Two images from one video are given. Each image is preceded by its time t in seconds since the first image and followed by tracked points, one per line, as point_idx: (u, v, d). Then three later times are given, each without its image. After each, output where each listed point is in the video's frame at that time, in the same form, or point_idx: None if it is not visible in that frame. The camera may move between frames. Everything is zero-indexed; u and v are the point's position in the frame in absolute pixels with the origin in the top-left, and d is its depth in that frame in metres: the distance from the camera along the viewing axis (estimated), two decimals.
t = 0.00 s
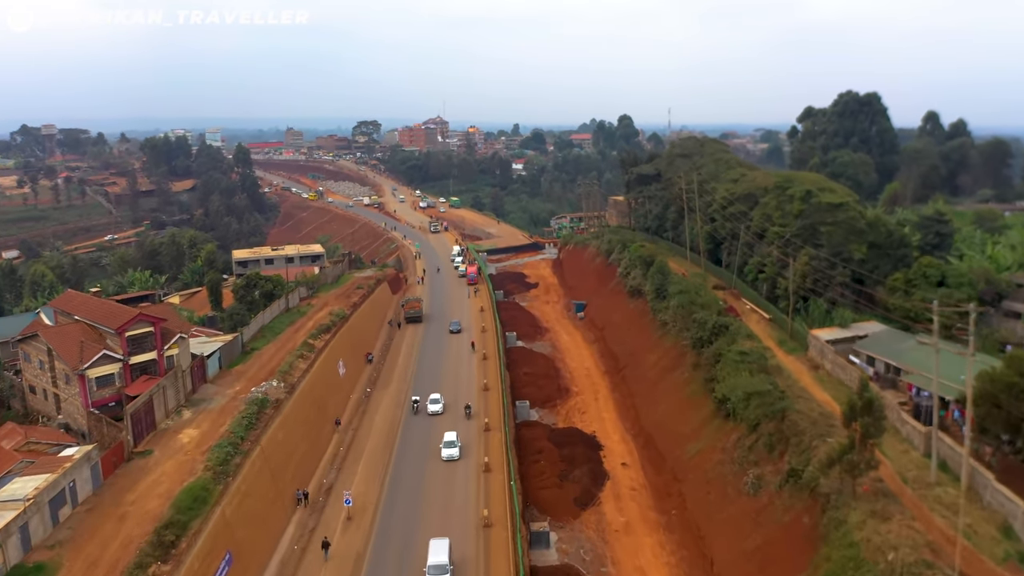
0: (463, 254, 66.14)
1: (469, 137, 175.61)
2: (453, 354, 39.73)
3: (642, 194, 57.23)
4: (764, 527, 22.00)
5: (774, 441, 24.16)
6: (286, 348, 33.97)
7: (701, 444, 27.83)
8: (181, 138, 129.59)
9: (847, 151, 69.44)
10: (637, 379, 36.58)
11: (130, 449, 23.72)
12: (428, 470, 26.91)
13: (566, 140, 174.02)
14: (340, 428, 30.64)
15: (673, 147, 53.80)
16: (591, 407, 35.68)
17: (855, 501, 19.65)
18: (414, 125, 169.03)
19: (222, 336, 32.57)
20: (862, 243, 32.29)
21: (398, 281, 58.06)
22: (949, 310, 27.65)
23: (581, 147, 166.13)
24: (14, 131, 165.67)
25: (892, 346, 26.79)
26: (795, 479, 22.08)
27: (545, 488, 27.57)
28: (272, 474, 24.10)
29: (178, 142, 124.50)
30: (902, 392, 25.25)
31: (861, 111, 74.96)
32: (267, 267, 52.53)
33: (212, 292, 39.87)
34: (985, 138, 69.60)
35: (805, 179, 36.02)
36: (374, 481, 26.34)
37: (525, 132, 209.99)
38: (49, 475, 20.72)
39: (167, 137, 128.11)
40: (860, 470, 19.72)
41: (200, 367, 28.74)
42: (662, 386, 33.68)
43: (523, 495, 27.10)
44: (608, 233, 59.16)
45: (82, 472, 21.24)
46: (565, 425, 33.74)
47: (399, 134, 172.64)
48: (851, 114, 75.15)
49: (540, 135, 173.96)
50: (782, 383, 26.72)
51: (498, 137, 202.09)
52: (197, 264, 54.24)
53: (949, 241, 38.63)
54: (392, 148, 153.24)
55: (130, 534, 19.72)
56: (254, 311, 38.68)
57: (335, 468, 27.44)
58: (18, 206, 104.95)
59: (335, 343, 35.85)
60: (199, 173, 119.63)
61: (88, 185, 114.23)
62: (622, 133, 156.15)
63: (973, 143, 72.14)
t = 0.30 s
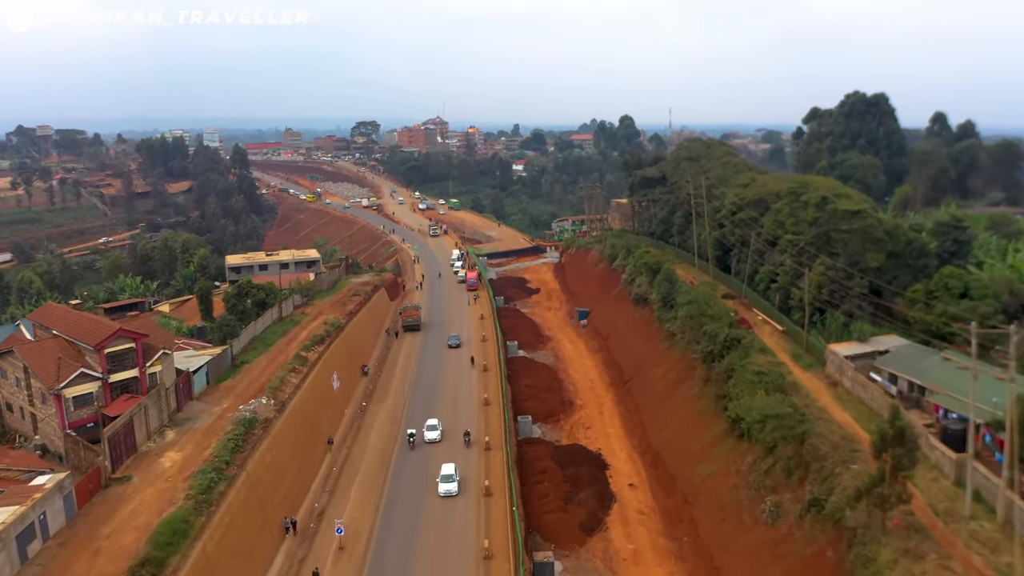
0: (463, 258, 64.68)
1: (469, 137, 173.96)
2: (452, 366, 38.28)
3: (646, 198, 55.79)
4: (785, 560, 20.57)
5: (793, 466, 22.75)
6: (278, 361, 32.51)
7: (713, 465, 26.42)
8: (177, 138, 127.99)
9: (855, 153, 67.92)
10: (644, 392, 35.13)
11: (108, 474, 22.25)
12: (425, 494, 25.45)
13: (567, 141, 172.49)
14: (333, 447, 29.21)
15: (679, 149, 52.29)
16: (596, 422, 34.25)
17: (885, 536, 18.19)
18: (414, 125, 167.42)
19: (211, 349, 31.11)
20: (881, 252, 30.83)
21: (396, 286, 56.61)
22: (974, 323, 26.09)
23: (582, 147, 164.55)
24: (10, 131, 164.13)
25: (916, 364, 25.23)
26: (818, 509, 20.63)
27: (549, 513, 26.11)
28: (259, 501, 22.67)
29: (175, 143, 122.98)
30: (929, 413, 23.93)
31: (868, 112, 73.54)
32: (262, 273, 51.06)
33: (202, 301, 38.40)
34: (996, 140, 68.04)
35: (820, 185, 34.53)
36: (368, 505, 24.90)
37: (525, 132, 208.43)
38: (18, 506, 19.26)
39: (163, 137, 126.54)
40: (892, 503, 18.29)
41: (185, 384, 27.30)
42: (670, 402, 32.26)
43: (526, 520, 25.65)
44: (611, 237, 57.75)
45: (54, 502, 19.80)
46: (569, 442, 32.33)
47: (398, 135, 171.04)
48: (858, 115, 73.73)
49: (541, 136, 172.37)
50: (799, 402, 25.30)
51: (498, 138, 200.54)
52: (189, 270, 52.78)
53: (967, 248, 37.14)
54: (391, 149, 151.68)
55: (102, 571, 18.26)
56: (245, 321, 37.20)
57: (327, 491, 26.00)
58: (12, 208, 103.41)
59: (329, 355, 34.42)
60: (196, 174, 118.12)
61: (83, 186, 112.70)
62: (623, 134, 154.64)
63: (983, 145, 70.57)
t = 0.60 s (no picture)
0: (462, 263, 63.22)
1: (469, 138, 172.52)
2: (451, 379, 36.77)
3: (651, 202, 54.29)
4: None
5: (814, 493, 21.33)
6: (268, 375, 31.05)
7: (727, 489, 24.99)
8: (174, 139, 126.34)
9: (863, 156, 66.48)
10: (651, 407, 33.68)
11: (83, 504, 20.84)
12: (422, 521, 24.00)
13: (568, 141, 170.86)
14: (326, 468, 27.77)
15: (685, 151, 50.79)
16: (601, 438, 32.79)
17: None
18: (413, 126, 165.88)
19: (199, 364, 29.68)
20: (901, 261, 29.32)
21: (394, 292, 55.14)
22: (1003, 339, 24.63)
23: (583, 148, 163.02)
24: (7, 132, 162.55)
25: (942, 383, 23.71)
26: (844, 543, 19.19)
27: (553, 539, 24.64)
28: (244, 532, 21.23)
29: (171, 144, 121.48)
30: (958, 435, 22.46)
31: (877, 113, 72.35)
32: (255, 279, 49.53)
33: (191, 311, 36.93)
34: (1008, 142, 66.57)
35: (837, 190, 33.01)
36: (361, 533, 23.45)
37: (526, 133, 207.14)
38: None
39: (160, 138, 124.94)
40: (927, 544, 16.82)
41: (168, 402, 25.87)
42: (680, 419, 30.83)
43: (529, 548, 24.18)
44: (615, 241, 56.28)
45: (22, 538, 18.24)
46: (573, 460, 30.88)
47: (398, 135, 169.55)
48: (867, 117, 72.58)
49: (541, 137, 170.87)
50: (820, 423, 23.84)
51: (499, 138, 199.06)
52: (181, 276, 51.29)
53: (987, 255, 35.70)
54: (390, 149, 150.19)
55: None
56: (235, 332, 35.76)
57: (318, 517, 24.55)
58: (6, 210, 101.85)
59: (323, 369, 32.95)
60: (192, 175, 116.63)
61: (78, 188, 111.16)
62: (625, 134, 153.17)
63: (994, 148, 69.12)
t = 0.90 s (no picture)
0: (462, 268, 61.74)
1: (468, 138, 170.93)
2: (451, 392, 35.31)
3: (656, 206, 52.80)
4: None
5: (839, 526, 19.89)
6: (259, 392, 29.58)
7: (743, 516, 23.52)
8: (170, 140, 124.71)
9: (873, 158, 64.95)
10: (659, 423, 32.25)
11: (55, 538, 19.39)
12: (418, 552, 22.52)
13: (569, 142, 169.27)
14: (318, 492, 26.32)
15: (692, 154, 49.32)
16: (607, 456, 31.33)
17: None
18: (413, 126, 164.29)
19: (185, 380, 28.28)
20: (924, 273, 27.90)
21: (392, 297, 53.65)
22: None
23: (584, 149, 161.42)
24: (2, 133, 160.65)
25: (972, 404, 22.28)
26: None
27: (559, 570, 23.17)
28: (227, 568, 19.77)
29: (168, 144, 119.90)
30: (989, 461, 20.97)
31: (885, 114, 70.86)
32: (248, 286, 48.02)
33: (180, 321, 35.51)
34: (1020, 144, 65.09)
35: (854, 197, 31.58)
36: (354, 566, 21.99)
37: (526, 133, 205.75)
38: None
39: (156, 139, 123.32)
40: None
41: (150, 424, 24.46)
42: (691, 438, 29.35)
43: None
44: (619, 247, 54.83)
45: None
46: (578, 480, 29.45)
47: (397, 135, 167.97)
48: (876, 118, 70.88)
49: (542, 137, 169.28)
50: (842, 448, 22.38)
51: (499, 139, 197.44)
52: (172, 282, 49.76)
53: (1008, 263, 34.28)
54: (389, 150, 148.64)
55: None
56: (226, 344, 34.37)
57: (308, 547, 23.09)
58: None
59: (317, 383, 31.51)
60: (189, 177, 115.05)
61: (73, 190, 109.52)
62: (627, 135, 151.61)
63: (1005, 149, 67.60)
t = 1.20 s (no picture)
0: (462, 273, 60.29)
1: (468, 139, 169.31)
2: (449, 407, 33.89)
3: (661, 211, 51.34)
4: None
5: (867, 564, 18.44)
6: (248, 410, 28.18)
7: (760, 547, 22.06)
8: (167, 141, 123.04)
9: (882, 161, 63.51)
10: (667, 441, 30.82)
11: None
12: None
13: (569, 143, 167.84)
14: (309, 519, 24.86)
15: (699, 158, 47.91)
16: (613, 476, 29.89)
17: None
18: (412, 127, 162.81)
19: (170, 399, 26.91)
20: (948, 286, 26.52)
21: (390, 304, 52.20)
22: None
23: (585, 150, 159.95)
24: None
25: (1006, 429, 20.75)
26: None
27: None
28: None
29: (164, 146, 118.30)
30: None
31: (893, 116, 69.60)
32: (241, 294, 46.44)
33: (167, 333, 34.05)
34: None
35: (873, 205, 30.15)
36: None
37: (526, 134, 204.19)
38: None
39: (152, 140, 121.67)
40: None
41: (129, 448, 23.05)
42: (702, 459, 27.90)
43: None
44: (623, 252, 53.42)
45: None
46: (583, 503, 28.02)
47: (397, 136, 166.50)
48: (883, 119, 69.73)
49: (542, 138, 167.77)
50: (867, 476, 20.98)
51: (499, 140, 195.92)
52: (163, 289, 48.22)
53: None
54: (389, 151, 147.22)
55: None
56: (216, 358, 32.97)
57: None
58: None
59: (310, 400, 30.09)
60: (185, 178, 113.43)
61: (67, 192, 107.82)
62: (628, 136, 150.16)
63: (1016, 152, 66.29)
